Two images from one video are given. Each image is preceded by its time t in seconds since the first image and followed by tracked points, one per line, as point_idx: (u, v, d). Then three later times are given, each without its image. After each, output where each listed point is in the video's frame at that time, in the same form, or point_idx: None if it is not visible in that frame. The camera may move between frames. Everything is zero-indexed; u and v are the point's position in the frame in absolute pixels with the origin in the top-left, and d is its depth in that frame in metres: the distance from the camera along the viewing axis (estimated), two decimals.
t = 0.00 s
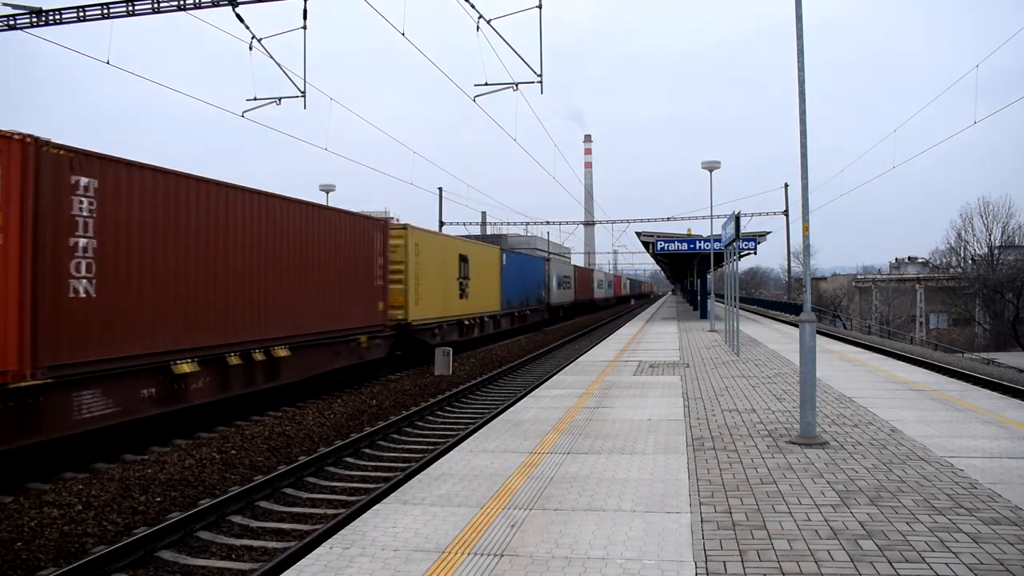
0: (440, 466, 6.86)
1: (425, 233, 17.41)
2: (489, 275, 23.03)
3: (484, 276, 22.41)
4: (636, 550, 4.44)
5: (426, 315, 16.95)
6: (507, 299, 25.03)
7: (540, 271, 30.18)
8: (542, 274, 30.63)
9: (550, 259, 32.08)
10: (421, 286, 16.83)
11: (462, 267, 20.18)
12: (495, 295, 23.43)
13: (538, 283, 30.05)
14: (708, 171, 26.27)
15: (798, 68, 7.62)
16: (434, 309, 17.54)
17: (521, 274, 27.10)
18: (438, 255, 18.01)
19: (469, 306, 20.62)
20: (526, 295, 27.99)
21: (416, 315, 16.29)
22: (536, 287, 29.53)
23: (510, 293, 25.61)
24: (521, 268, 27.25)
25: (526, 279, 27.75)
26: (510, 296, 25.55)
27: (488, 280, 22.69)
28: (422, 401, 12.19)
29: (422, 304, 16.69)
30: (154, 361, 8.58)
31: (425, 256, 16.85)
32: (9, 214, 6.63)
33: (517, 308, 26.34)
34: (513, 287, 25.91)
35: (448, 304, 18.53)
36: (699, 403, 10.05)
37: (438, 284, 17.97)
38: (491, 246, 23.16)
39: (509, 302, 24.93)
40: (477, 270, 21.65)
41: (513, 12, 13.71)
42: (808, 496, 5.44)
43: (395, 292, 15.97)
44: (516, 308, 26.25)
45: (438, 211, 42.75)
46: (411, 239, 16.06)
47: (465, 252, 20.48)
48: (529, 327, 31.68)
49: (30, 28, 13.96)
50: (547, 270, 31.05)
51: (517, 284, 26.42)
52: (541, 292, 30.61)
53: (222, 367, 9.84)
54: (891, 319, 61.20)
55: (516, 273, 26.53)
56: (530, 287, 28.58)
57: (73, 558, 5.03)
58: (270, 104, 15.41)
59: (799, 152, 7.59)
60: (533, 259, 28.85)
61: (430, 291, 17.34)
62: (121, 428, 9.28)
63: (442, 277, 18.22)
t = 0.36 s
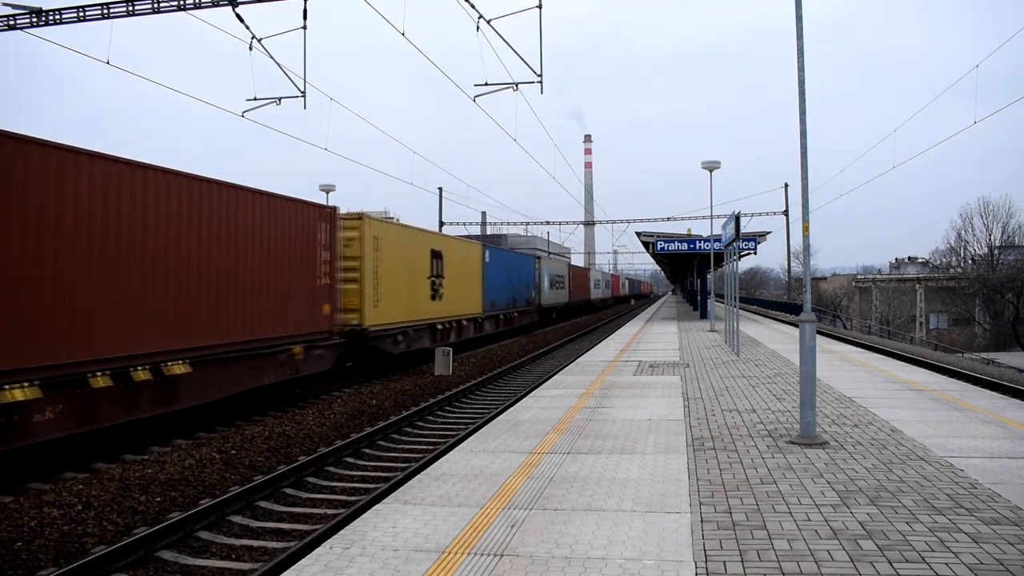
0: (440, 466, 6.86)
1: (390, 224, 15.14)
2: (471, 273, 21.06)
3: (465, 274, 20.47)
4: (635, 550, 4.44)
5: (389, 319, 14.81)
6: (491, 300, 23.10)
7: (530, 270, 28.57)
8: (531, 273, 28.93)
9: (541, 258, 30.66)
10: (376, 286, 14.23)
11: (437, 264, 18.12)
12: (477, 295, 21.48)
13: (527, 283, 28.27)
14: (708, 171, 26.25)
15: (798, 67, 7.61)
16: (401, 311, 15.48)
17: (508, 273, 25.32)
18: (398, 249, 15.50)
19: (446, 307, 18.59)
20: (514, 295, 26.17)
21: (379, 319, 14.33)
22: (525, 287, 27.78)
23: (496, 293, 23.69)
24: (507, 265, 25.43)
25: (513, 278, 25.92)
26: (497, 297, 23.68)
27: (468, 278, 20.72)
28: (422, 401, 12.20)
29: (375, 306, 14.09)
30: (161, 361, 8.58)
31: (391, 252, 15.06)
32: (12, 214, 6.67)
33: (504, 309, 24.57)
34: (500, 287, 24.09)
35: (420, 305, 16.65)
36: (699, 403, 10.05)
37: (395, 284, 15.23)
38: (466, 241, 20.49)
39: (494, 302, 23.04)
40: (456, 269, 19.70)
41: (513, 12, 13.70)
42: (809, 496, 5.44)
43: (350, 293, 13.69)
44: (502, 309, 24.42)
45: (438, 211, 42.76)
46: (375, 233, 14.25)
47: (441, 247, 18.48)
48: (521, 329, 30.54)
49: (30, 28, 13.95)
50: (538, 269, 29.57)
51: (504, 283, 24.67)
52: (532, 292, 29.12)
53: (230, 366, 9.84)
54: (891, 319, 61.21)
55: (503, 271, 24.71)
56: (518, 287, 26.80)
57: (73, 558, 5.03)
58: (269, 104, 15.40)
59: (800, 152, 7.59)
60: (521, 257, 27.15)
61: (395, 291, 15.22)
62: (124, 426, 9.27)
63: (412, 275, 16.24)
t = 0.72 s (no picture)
0: (440, 466, 6.86)
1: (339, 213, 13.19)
2: (448, 271, 19.03)
3: (440, 272, 18.46)
4: (635, 550, 4.44)
5: (336, 323, 12.77)
6: (472, 300, 21.05)
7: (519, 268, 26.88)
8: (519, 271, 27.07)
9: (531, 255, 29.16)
10: (320, 286, 12.18)
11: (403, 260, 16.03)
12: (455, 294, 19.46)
13: (515, 281, 26.34)
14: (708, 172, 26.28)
15: (798, 67, 7.62)
16: (354, 315, 13.46)
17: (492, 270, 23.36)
18: (351, 242, 13.49)
19: (416, 309, 16.49)
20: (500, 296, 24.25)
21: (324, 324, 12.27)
22: (513, 286, 25.95)
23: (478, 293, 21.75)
24: (492, 262, 23.46)
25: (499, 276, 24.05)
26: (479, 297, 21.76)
27: (444, 276, 18.68)
28: (422, 401, 12.20)
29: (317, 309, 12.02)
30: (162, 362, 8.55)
31: (340, 245, 13.01)
32: (14, 214, 6.65)
33: (487, 311, 22.67)
34: (483, 286, 22.17)
35: (381, 308, 14.62)
36: (699, 403, 10.05)
37: (346, 282, 13.20)
38: (442, 235, 18.64)
39: (475, 303, 21.06)
40: (431, 266, 17.71)
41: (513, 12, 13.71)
42: (809, 496, 5.44)
43: (286, 294, 11.64)
44: (485, 311, 22.49)
45: (438, 211, 42.79)
46: (319, 223, 12.24)
47: (409, 242, 16.43)
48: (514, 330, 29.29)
49: (30, 28, 13.96)
50: (528, 267, 28.00)
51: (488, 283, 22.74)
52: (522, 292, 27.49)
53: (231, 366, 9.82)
54: (891, 319, 61.22)
55: (486, 268, 22.74)
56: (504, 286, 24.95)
57: (73, 558, 5.03)
58: (269, 104, 15.39)
59: (800, 152, 7.59)
60: (508, 254, 25.40)
61: (345, 291, 13.15)
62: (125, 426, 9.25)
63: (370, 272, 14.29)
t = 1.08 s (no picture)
0: (439, 466, 6.86)
1: (212, 183, 9.71)
2: (419, 271, 17.07)
3: (410, 271, 16.52)
4: (635, 550, 4.44)
5: (263, 332, 10.81)
6: (448, 301, 19.11)
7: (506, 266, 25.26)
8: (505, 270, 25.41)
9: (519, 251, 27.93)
10: (236, 286, 10.18)
11: (356, 257, 14.00)
12: (427, 297, 17.46)
13: (500, 282, 24.59)
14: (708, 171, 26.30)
15: (798, 67, 7.61)
16: (289, 320, 11.47)
17: (473, 269, 21.55)
18: (284, 235, 11.49)
19: (374, 313, 14.54)
20: (482, 297, 22.41)
21: (241, 334, 10.26)
22: (497, 287, 24.18)
23: (457, 294, 19.93)
24: (473, 261, 21.64)
25: (481, 276, 22.24)
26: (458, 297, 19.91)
27: (414, 276, 16.71)
28: (422, 401, 12.19)
29: (231, 316, 9.99)
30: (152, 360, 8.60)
31: (269, 237, 11.03)
32: (15, 214, 6.70)
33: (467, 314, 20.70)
34: (461, 286, 20.32)
35: (325, 313, 12.62)
36: (699, 403, 10.04)
37: (277, 283, 11.20)
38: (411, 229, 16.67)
39: (451, 306, 19.15)
40: (396, 266, 15.71)
41: (514, 13, 13.72)
42: (809, 496, 5.44)
43: (191, 295, 9.66)
44: (465, 316, 20.54)
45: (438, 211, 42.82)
46: (238, 210, 10.26)
47: (366, 237, 14.42)
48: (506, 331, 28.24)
49: (30, 28, 13.95)
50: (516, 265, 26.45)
51: (468, 283, 20.88)
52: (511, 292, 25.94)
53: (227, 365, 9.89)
54: (891, 319, 61.21)
55: (466, 267, 20.87)
56: (489, 286, 23.18)
57: (73, 558, 5.03)
58: (269, 104, 15.36)
59: (800, 151, 7.59)
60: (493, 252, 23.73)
61: (276, 294, 11.16)
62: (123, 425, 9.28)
63: (313, 271, 12.30)
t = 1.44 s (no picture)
0: (440, 466, 6.86)
1: (77, 154, 7.33)
2: (379, 269, 14.74)
3: (368, 269, 14.22)
4: (635, 550, 4.44)
5: (155, 345, 8.43)
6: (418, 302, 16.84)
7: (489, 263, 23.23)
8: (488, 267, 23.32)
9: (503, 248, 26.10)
10: (104, 284, 7.68)
11: (291, 248, 11.41)
12: (388, 297, 15.15)
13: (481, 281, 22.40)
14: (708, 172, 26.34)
15: (798, 67, 7.61)
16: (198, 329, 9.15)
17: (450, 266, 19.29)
18: (184, 220, 8.97)
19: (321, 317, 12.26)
20: (460, 298, 20.17)
21: (111, 348, 7.75)
22: (479, 286, 22.07)
23: (429, 294, 17.68)
24: (450, 256, 19.38)
25: (458, 275, 19.96)
26: (430, 298, 17.66)
27: (372, 274, 14.40)
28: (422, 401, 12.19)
29: (96, 324, 7.53)
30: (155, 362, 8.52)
31: (157, 222, 8.47)
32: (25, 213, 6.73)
33: (440, 317, 18.46)
34: (435, 285, 18.09)
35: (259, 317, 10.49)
36: (699, 403, 10.05)
37: (170, 280, 8.66)
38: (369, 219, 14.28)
39: (421, 307, 16.87)
40: (348, 261, 13.31)
41: (514, 13, 13.74)
42: (808, 496, 5.45)
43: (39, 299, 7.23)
44: (438, 319, 18.28)
45: (438, 211, 42.86)
46: (110, 185, 7.78)
47: (305, 226, 11.83)
48: (501, 332, 27.18)
49: (30, 28, 13.96)
50: (501, 263, 24.61)
51: (443, 282, 18.66)
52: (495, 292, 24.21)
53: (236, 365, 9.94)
54: (891, 319, 61.22)
55: (441, 264, 18.58)
56: (469, 285, 21.05)
57: (73, 558, 5.03)
58: (270, 104, 15.36)
59: (800, 151, 7.59)
60: (474, 247, 21.58)
61: (168, 295, 8.61)
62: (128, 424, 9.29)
63: (237, 266, 9.99)
